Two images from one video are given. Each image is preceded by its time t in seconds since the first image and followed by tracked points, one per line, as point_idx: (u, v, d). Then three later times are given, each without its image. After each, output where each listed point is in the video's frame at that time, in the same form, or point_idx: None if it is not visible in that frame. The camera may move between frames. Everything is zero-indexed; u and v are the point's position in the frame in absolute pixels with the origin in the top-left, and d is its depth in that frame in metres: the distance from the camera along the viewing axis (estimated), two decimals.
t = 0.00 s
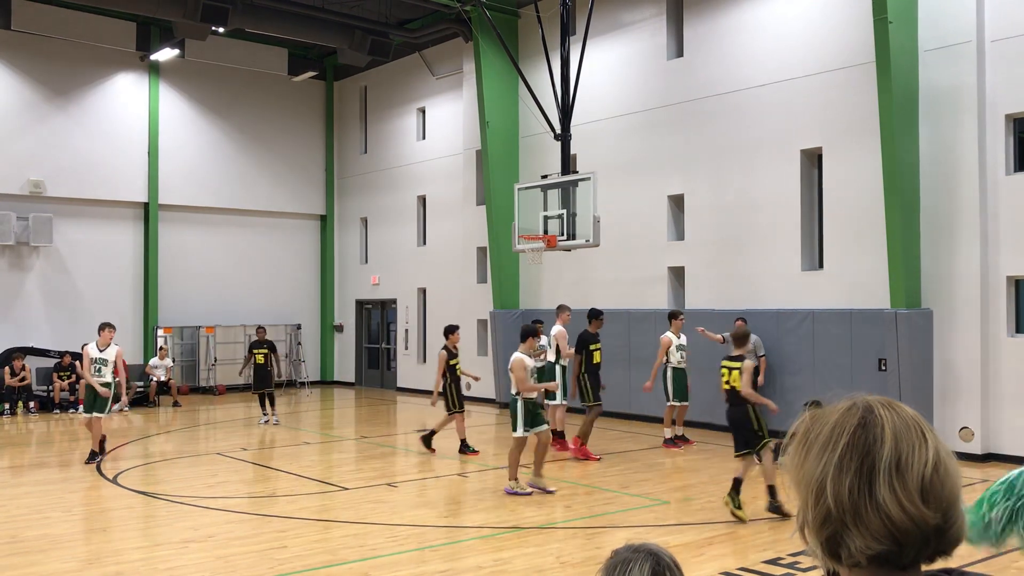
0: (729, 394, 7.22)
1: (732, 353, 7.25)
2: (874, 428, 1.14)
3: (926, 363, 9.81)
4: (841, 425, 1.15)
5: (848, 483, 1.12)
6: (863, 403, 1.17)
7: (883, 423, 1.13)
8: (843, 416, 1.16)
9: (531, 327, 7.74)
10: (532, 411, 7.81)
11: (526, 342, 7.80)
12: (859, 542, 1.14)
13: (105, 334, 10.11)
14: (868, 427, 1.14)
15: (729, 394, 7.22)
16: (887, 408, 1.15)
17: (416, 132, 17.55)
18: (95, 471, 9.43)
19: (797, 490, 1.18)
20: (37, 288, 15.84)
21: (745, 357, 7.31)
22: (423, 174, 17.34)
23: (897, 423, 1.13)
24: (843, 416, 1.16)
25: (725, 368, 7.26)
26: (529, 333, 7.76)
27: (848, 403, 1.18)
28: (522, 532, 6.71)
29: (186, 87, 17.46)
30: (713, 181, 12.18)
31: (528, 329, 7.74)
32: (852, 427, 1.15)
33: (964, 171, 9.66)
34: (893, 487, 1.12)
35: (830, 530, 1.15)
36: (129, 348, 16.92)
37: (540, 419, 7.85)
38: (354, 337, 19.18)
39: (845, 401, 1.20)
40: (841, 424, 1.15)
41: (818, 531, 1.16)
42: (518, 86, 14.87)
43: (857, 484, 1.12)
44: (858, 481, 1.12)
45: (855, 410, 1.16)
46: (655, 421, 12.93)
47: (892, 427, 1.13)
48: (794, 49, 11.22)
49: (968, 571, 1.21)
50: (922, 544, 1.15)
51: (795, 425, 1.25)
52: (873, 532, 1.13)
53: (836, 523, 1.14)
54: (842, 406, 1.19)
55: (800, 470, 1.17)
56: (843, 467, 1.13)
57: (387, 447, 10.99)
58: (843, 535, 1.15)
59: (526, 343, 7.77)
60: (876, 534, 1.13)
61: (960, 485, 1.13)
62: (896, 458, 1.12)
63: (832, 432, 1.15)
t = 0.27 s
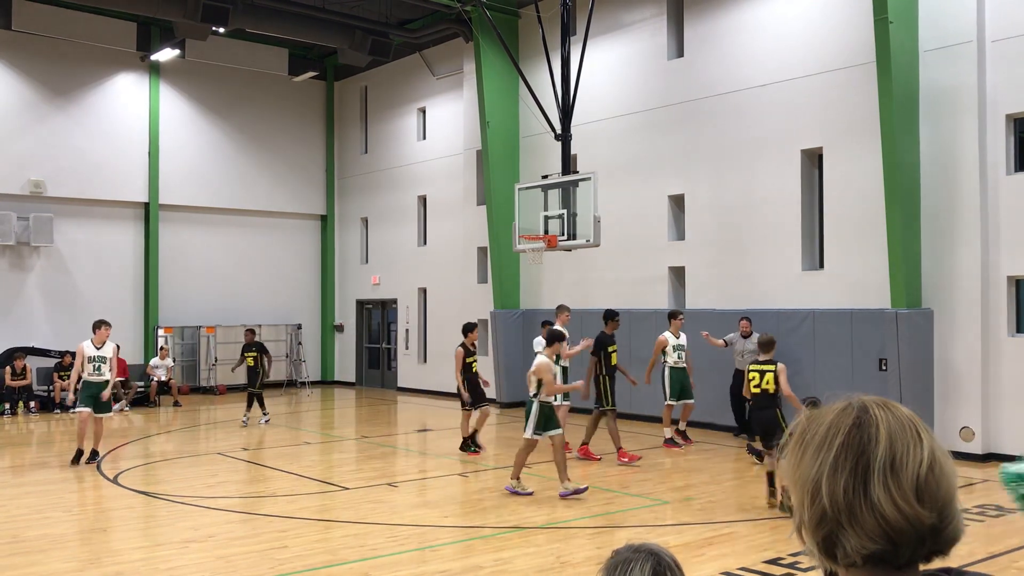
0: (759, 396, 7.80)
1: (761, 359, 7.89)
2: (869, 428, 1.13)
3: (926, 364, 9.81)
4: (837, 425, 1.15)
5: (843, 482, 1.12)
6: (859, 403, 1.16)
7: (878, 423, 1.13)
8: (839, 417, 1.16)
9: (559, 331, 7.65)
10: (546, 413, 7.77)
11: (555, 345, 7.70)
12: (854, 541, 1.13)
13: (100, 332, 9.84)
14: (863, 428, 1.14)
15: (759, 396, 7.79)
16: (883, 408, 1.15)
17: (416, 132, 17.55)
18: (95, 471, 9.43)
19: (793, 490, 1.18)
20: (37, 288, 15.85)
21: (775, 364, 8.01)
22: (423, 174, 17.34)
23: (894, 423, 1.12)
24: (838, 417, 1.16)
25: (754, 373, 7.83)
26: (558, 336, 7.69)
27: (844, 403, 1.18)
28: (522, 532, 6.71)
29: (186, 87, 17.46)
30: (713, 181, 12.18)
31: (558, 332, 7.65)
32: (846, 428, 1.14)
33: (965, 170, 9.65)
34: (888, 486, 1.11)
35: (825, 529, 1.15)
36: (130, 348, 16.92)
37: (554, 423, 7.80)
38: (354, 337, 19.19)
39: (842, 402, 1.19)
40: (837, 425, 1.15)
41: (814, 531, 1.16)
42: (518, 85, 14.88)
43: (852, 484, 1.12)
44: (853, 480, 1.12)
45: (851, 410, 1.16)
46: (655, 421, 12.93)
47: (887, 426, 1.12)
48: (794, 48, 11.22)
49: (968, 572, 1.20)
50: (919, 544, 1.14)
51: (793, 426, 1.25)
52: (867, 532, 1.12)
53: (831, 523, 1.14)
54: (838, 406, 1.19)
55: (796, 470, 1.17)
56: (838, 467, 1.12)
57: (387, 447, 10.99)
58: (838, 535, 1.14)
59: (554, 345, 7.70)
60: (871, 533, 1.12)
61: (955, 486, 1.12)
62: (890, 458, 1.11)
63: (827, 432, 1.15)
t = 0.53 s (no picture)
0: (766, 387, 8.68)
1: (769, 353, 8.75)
2: (865, 428, 1.13)
3: (926, 364, 9.81)
4: (833, 425, 1.15)
5: (839, 482, 1.12)
6: (856, 403, 1.16)
7: (874, 422, 1.13)
8: (835, 417, 1.16)
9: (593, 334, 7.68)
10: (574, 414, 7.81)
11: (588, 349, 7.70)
12: (850, 540, 1.13)
13: (93, 337, 9.45)
14: (859, 427, 1.14)
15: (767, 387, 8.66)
16: (880, 408, 1.15)
17: (416, 132, 17.55)
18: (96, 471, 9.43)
19: (790, 490, 1.18)
20: (38, 288, 15.85)
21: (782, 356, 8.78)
22: (423, 174, 17.35)
23: (890, 422, 1.12)
24: (835, 417, 1.16)
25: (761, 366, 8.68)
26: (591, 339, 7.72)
27: (841, 404, 1.18)
28: (522, 532, 6.71)
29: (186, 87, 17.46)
30: (713, 181, 12.18)
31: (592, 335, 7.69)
32: (843, 428, 1.14)
33: (965, 171, 9.65)
34: (883, 486, 1.11)
35: (822, 529, 1.15)
36: (130, 348, 16.91)
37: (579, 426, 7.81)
38: (354, 337, 19.19)
39: (840, 402, 1.20)
40: (833, 425, 1.15)
41: (811, 531, 1.16)
42: (518, 86, 14.87)
43: (849, 483, 1.12)
44: (848, 480, 1.12)
45: (848, 410, 1.16)
46: (656, 421, 12.93)
47: (883, 426, 1.12)
48: (794, 48, 11.22)
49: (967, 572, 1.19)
50: (915, 543, 1.14)
51: (791, 427, 1.25)
52: (863, 531, 1.12)
53: (828, 522, 1.14)
54: (836, 406, 1.19)
55: (793, 470, 1.17)
56: (834, 467, 1.13)
57: (387, 447, 10.99)
58: (835, 534, 1.14)
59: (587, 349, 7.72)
60: (867, 532, 1.12)
61: (952, 485, 1.11)
62: (886, 458, 1.11)
63: (823, 433, 1.15)
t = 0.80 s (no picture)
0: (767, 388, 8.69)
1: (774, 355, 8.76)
2: (864, 428, 1.13)
3: (926, 364, 9.81)
4: (831, 425, 1.15)
5: (837, 482, 1.12)
6: (853, 404, 1.17)
7: (871, 423, 1.13)
8: (833, 417, 1.16)
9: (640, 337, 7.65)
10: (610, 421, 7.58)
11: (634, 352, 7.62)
12: (848, 540, 1.13)
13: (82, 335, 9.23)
14: (857, 428, 1.14)
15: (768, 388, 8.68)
16: (877, 409, 1.15)
17: (416, 132, 17.56)
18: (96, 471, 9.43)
19: (789, 490, 1.18)
20: (38, 288, 15.85)
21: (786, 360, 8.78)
22: (423, 174, 17.35)
23: (887, 423, 1.12)
24: (833, 417, 1.16)
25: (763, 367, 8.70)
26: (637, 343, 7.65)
27: (840, 404, 1.18)
28: (522, 532, 6.71)
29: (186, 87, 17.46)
30: (713, 181, 12.18)
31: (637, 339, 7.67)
32: (841, 428, 1.15)
33: (965, 171, 9.65)
34: (881, 485, 1.11)
35: (821, 529, 1.14)
36: (130, 348, 16.91)
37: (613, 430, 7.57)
38: (354, 336, 19.20)
39: (838, 403, 1.20)
40: (831, 425, 1.15)
41: (809, 531, 1.16)
42: (518, 85, 14.88)
43: (847, 484, 1.12)
44: (847, 479, 1.12)
45: (845, 411, 1.16)
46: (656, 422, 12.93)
47: (880, 426, 1.12)
48: (794, 48, 11.22)
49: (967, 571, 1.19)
50: (913, 543, 1.13)
51: (789, 428, 1.25)
52: (861, 530, 1.12)
53: (826, 523, 1.14)
54: (833, 407, 1.19)
55: (791, 470, 1.17)
56: (833, 466, 1.12)
57: (387, 447, 11.00)
58: (834, 534, 1.14)
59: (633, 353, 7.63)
60: (865, 532, 1.12)
61: (950, 484, 1.11)
62: (884, 458, 1.11)
63: (821, 433, 1.15)
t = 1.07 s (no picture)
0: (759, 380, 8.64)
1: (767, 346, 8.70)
2: (864, 427, 1.13)
3: (926, 364, 9.81)
4: (831, 425, 1.15)
5: (837, 481, 1.11)
6: (854, 404, 1.17)
7: (871, 422, 1.13)
8: (833, 417, 1.16)
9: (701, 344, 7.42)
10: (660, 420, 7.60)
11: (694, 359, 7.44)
12: (848, 539, 1.13)
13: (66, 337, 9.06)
14: (857, 427, 1.14)
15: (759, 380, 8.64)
16: (878, 408, 1.15)
17: (416, 132, 17.56)
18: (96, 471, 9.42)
19: (790, 490, 1.18)
20: (38, 288, 15.85)
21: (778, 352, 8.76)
22: (424, 173, 17.35)
23: (887, 422, 1.12)
24: (833, 416, 1.16)
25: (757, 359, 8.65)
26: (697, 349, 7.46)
27: (839, 404, 1.18)
28: (522, 532, 6.70)
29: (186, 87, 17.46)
30: (713, 180, 12.19)
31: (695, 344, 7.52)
32: (841, 427, 1.14)
33: (965, 171, 9.65)
34: (882, 484, 1.11)
35: (821, 528, 1.14)
36: (130, 348, 16.91)
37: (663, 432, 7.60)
38: (355, 336, 19.20)
39: (838, 403, 1.20)
40: (831, 424, 1.15)
41: (809, 530, 1.15)
42: (518, 85, 14.88)
43: (847, 482, 1.12)
44: (848, 478, 1.11)
45: (845, 410, 1.16)
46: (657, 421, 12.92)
47: (880, 425, 1.12)
48: (794, 48, 11.22)
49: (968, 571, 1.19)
50: (914, 542, 1.13)
51: (789, 428, 1.25)
52: (861, 530, 1.12)
53: (826, 522, 1.14)
54: (833, 407, 1.19)
55: (792, 469, 1.17)
56: (833, 465, 1.12)
57: (388, 446, 11.00)
58: (834, 533, 1.14)
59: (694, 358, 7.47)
60: (865, 531, 1.12)
61: (949, 484, 1.11)
62: (884, 457, 1.11)
63: (821, 432, 1.15)
